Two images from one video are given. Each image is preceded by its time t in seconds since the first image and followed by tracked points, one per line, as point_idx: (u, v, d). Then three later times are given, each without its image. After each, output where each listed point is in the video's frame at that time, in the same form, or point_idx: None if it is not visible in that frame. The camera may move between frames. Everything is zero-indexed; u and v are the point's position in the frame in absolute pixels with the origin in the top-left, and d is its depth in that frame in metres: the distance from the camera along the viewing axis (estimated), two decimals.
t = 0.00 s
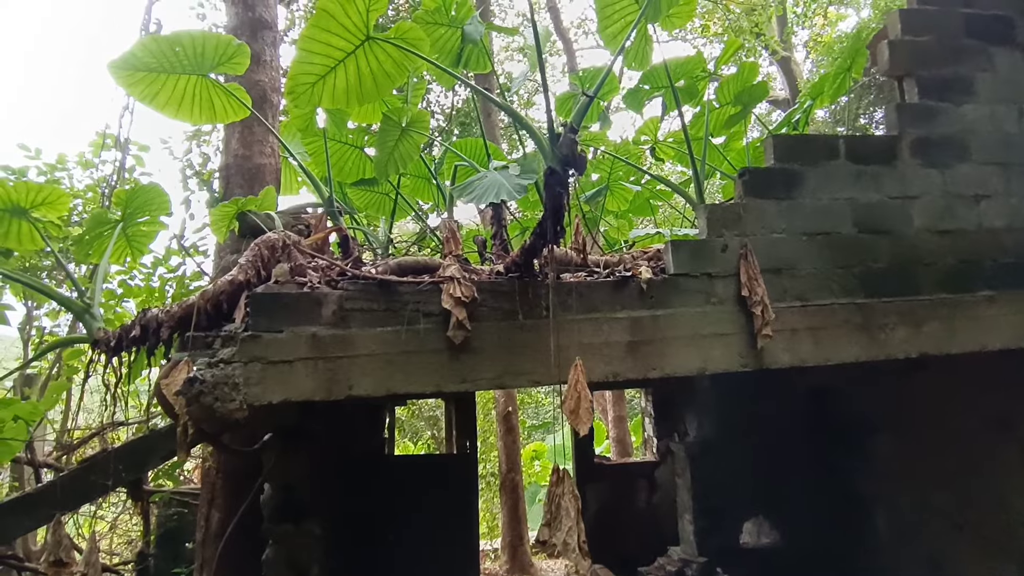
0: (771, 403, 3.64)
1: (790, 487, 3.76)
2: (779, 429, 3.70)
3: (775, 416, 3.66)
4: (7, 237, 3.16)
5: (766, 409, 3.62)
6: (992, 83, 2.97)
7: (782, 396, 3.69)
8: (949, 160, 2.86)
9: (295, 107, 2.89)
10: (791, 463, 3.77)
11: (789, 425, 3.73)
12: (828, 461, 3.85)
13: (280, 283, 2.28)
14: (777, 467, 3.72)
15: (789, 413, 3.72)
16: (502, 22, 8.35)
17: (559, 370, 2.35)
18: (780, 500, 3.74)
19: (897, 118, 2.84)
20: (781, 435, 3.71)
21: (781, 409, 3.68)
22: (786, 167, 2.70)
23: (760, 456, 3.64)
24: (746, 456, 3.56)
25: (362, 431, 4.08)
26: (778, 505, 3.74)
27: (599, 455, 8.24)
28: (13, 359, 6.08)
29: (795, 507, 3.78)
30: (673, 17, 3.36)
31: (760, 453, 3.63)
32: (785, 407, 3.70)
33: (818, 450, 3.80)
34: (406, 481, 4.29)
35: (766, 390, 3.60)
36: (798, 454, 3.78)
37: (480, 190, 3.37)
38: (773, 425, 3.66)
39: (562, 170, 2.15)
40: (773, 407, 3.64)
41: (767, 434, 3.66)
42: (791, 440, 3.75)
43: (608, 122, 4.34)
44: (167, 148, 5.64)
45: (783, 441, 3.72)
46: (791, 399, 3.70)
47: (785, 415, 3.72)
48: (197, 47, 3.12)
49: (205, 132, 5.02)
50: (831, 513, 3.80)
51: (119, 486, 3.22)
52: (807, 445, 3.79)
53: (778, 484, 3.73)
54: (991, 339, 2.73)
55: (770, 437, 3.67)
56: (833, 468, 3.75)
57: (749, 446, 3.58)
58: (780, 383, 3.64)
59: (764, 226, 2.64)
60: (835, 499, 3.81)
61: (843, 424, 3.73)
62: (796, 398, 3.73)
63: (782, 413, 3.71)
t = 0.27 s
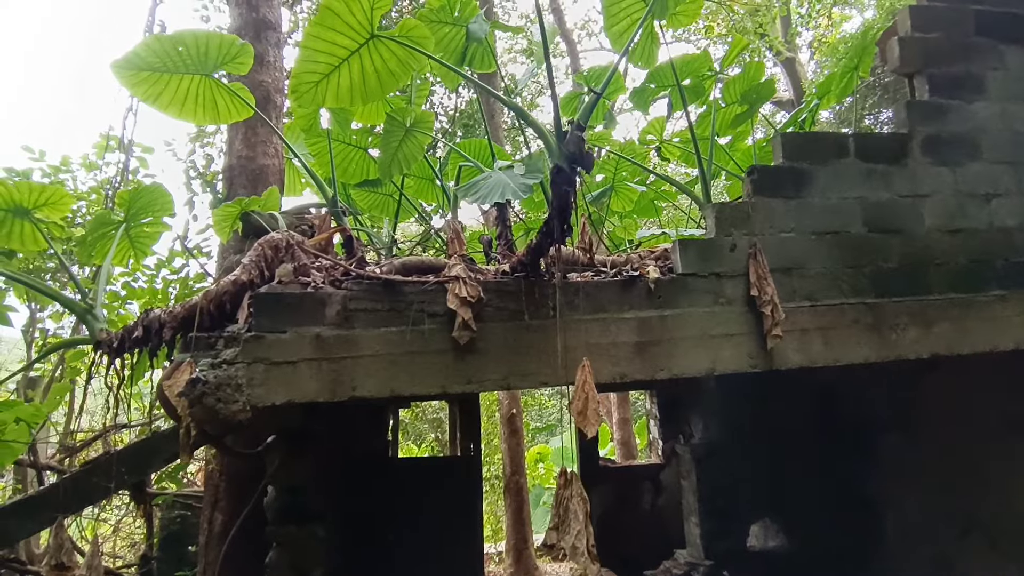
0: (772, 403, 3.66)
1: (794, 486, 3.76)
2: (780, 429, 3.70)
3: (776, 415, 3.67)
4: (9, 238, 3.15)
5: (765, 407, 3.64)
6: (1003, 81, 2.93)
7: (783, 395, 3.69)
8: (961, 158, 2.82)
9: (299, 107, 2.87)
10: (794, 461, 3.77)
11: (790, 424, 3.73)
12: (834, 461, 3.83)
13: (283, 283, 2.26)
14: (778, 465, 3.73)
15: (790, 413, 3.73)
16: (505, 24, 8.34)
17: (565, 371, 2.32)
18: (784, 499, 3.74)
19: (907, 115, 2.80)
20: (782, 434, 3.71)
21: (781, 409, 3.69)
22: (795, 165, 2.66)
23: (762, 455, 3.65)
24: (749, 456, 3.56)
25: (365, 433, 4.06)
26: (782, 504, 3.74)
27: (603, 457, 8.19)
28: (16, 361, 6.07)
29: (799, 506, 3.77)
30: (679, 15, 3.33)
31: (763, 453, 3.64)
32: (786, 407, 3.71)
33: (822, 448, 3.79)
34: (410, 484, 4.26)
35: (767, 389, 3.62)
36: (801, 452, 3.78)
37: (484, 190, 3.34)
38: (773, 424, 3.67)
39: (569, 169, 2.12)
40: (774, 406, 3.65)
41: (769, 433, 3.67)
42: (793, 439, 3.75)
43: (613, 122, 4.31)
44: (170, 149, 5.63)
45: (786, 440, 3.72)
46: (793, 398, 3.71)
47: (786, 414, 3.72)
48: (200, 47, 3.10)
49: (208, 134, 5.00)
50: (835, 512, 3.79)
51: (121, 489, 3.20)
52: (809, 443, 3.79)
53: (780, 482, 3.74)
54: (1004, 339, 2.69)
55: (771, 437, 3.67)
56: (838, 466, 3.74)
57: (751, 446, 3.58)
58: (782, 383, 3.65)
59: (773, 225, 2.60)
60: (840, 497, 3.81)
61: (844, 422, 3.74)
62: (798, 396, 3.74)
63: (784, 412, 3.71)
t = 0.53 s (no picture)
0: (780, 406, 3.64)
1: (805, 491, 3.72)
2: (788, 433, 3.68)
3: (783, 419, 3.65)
4: (10, 240, 3.12)
5: (773, 412, 3.61)
6: (1018, 78, 2.88)
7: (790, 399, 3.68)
8: (974, 157, 2.77)
9: (302, 107, 2.83)
10: (803, 466, 3.73)
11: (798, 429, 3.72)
12: (842, 465, 3.80)
13: (286, 285, 2.22)
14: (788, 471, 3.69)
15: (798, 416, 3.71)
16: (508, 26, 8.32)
17: (573, 374, 2.27)
18: (795, 505, 3.68)
19: (920, 114, 2.76)
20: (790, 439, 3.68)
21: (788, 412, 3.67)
22: (806, 164, 2.62)
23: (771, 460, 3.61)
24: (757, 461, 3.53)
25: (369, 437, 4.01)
26: (793, 510, 3.68)
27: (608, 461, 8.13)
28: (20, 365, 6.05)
29: (811, 512, 3.72)
30: (686, 14, 3.28)
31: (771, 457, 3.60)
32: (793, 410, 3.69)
33: (830, 453, 3.78)
34: (415, 488, 4.21)
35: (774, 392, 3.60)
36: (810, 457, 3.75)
37: (489, 191, 3.31)
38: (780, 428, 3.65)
39: (578, 168, 2.08)
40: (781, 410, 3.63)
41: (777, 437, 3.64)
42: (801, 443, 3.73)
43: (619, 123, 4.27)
44: (174, 152, 5.61)
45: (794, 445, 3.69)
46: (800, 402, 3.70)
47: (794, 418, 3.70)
48: (203, 47, 3.08)
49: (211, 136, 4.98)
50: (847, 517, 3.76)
51: (123, 494, 3.16)
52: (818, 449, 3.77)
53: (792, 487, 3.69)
54: (1020, 341, 2.63)
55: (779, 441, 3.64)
56: (847, 470, 3.74)
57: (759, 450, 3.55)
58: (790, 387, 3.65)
59: (784, 225, 2.56)
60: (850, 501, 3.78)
61: (850, 424, 3.77)
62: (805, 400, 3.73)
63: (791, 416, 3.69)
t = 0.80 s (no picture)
0: (791, 410, 3.58)
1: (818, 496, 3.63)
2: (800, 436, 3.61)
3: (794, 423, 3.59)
4: (12, 242, 3.08)
5: (784, 414, 3.57)
6: None
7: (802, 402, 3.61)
8: (994, 155, 2.70)
9: (307, 106, 2.79)
10: (817, 472, 3.65)
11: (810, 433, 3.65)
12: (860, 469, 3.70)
13: (291, 287, 2.18)
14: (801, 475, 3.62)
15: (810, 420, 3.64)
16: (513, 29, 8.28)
17: (584, 378, 2.21)
18: (809, 511, 3.60)
19: (938, 111, 2.70)
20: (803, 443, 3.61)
21: (800, 416, 3.61)
22: (821, 163, 2.56)
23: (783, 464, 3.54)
24: (767, 464, 3.48)
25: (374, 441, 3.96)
26: (807, 517, 3.60)
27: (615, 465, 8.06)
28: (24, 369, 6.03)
29: (825, 519, 3.63)
30: (696, 11, 3.23)
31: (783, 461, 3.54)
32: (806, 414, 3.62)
33: (845, 457, 3.70)
34: (420, 493, 4.15)
35: (784, 396, 3.55)
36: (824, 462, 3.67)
37: (497, 192, 3.25)
38: (792, 431, 3.58)
39: (589, 166, 2.03)
40: (791, 413, 3.58)
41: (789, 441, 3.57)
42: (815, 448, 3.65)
43: (627, 123, 4.22)
44: (179, 154, 5.58)
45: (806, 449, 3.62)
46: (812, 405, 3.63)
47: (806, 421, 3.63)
48: (207, 47, 3.04)
49: (215, 137, 4.94)
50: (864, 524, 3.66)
51: (125, 500, 3.11)
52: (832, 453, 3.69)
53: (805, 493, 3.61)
54: None
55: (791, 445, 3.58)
56: (865, 476, 3.64)
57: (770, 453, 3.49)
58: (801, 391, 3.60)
59: (800, 225, 2.50)
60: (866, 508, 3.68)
61: (867, 429, 3.68)
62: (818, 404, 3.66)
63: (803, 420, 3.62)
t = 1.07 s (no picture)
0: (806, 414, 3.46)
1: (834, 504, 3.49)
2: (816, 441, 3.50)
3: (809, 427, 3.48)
4: (10, 243, 3.02)
5: (799, 419, 3.45)
6: None
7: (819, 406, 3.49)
8: (1017, 152, 2.63)
9: (311, 103, 2.73)
10: (834, 479, 3.51)
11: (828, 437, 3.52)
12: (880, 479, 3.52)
13: (294, 287, 2.12)
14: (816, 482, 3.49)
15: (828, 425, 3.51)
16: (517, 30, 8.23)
17: (597, 381, 2.14)
18: (824, 519, 3.48)
19: (959, 106, 2.62)
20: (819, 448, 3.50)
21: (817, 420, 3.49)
22: (840, 159, 2.49)
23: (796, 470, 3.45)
24: (779, 469, 3.41)
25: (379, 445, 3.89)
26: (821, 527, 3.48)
27: (621, 469, 7.97)
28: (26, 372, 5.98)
29: (841, 528, 3.49)
30: (708, 7, 3.15)
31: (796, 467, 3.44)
32: (822, 418, 3.50)
33: (865, 464, 3.55)
34: (426, 498, 4.08)
35: (800, 400, 3.43)
36: (842, 469, 3.53)
37: (504, 191, 3.19)
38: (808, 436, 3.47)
39: (602, 161, 1.96)
40: (807, 417, 3.47)
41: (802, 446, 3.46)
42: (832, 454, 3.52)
43: (636, 121, 4.15)
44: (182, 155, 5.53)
45: (823, 454, 3.50)
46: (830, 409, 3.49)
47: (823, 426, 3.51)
48: (211, 44, 2.98)
49: (219, 138, 4.89)
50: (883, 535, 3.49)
51: (125, 505, 3.05)
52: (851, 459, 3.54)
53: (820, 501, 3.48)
54: None
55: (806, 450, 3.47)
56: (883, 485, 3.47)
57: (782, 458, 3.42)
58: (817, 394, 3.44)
59: (818, 223, 2.43)
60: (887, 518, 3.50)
61: (887, 437, 3.48)
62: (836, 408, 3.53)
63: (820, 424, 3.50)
